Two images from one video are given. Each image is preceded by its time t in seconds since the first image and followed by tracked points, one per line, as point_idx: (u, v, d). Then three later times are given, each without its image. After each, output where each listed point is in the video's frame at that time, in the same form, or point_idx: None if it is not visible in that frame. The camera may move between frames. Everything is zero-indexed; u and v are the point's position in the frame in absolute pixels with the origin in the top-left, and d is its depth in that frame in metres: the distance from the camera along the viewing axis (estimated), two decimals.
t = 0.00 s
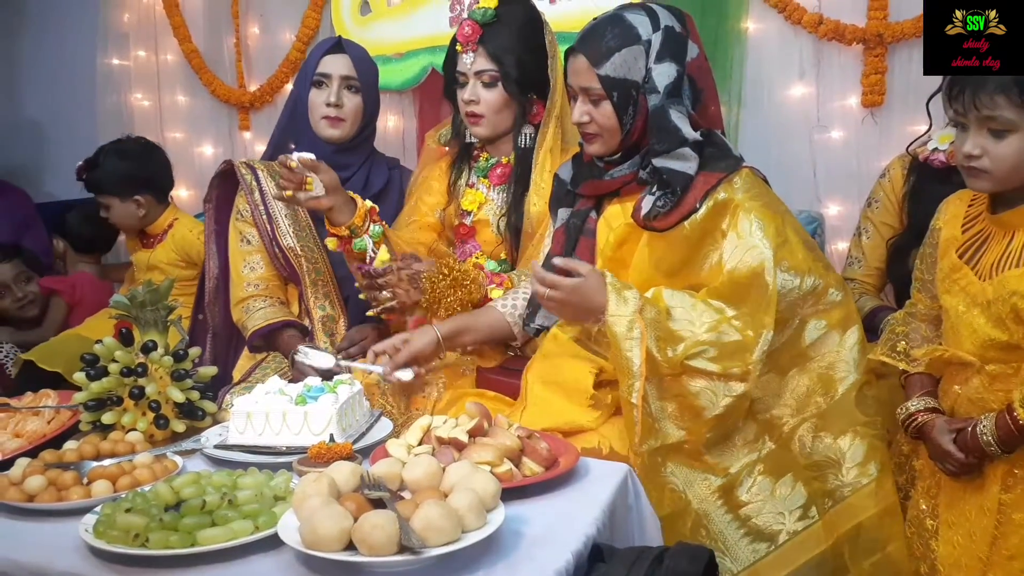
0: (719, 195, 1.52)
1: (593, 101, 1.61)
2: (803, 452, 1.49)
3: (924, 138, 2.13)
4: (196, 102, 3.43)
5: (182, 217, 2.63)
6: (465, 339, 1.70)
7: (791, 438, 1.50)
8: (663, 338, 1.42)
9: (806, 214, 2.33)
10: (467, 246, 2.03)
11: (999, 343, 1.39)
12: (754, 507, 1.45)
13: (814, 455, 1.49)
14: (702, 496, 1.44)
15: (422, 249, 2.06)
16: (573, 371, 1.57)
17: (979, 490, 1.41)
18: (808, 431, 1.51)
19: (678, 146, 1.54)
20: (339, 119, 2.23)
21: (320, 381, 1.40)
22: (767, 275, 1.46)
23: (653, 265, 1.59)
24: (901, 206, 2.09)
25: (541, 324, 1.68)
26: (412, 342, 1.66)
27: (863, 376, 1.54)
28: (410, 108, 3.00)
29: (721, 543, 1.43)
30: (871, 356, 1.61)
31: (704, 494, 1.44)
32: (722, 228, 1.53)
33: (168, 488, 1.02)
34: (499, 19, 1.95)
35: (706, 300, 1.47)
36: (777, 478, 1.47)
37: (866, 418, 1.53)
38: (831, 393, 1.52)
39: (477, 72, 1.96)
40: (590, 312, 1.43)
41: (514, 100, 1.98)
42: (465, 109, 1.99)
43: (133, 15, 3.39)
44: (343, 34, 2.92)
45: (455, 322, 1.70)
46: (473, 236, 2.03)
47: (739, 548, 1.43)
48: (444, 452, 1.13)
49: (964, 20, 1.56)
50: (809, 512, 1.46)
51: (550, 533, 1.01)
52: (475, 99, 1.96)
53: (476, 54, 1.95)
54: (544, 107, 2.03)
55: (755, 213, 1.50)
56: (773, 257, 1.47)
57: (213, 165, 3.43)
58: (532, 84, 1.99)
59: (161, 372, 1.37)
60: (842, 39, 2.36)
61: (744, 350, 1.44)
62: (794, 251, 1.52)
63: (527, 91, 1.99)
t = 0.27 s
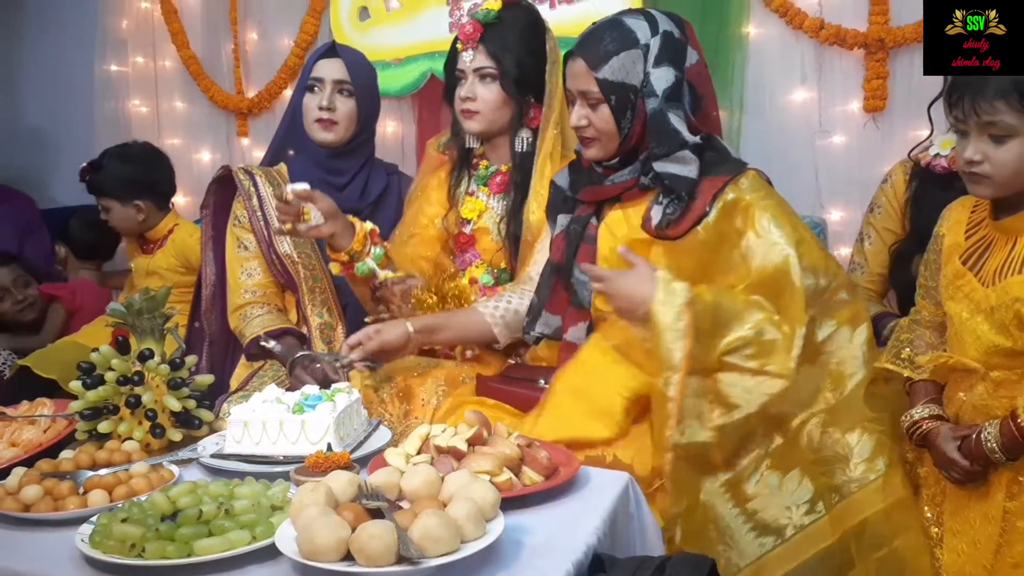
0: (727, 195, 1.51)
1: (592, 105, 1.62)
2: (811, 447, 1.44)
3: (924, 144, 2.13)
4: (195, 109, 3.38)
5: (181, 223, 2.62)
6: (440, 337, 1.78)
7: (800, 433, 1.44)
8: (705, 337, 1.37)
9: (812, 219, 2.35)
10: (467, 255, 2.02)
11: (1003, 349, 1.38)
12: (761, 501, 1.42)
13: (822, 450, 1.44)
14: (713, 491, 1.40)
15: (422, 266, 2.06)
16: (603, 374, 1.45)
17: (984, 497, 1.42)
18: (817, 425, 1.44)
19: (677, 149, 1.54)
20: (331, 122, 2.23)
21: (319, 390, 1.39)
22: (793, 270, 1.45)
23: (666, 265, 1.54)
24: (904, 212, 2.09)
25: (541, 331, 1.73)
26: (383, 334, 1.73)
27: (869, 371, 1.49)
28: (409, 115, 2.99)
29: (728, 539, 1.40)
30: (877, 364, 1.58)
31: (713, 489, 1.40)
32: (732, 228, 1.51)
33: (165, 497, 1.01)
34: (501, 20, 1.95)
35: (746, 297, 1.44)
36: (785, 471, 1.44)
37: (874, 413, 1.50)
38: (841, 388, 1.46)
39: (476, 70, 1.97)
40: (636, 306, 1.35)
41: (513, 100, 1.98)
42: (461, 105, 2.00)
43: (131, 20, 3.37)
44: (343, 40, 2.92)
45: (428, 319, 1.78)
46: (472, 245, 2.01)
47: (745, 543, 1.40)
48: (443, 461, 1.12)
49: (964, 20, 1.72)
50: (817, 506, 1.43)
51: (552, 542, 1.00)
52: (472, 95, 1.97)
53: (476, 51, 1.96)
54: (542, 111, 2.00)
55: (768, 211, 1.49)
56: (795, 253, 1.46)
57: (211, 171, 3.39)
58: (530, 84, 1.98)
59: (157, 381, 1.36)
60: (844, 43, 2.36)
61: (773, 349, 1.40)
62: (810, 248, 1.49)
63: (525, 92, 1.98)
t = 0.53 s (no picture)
0: (732, 199, 1.53)
1: (587, 109, 1.60)
2: (826, 434, 1.51)
3: (924, 146, 2.14)
4: (197, 115, 3.39)
5: (190, 227, 2.65)
6: (417, 344, 1.70)
7: (814, 423, 1.50)
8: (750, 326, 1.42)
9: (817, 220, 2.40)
10: (467, 262, 2.01)
11: (1005, 352, 1.38)
12: (782, 492, 1.47)
13: (837, 436, 1.51)
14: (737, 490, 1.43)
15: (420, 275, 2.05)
16: (649, 395, 1.42)
17: (986, 499, 1.42)
18: (831, 414, 1.51)
19: (674, 152, 1.55)
20: (331, 127, 2.23)
21: (321, 394, 1.40)
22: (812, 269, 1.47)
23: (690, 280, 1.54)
24: (903, 215, 2.09)
25: (542, 339, 1.71)
26: (356, 341, 1.65)
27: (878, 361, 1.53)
28: (411, 120, 3.01)
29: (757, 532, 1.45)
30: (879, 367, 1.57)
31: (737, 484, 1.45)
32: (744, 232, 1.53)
33: (169, 501, 1.02)
34: (505, 26, 1.97)
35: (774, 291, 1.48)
36: (803, 461, 1.50)
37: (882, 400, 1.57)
38: (848, 374, 1.51)
39: (480, 72, 1.98)
40: (682, 315, 1.39)
41: (515, 104, 1.99)
42: (463, 108, 2.00)
43: (134, 27, 3.39)
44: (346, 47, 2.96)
45: (404, 325, 1.69)
46: (474, 252, 2.01)
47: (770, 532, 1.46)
48: (445, 465, 1.13)
49: (965, 19, 1.81)
50: (835, 491, 1.50)
51: (553, 545, 1.01)
52: (475, 98, 1.97)
53: (480, 55, 1.97)
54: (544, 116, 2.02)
55: (782, 213, 1.50)
56: (814, 251, 1.47)
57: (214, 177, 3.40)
58: (533, 90, 2.00)
59: (161, 386, 1.37)
60: (842, 47, 2.37)
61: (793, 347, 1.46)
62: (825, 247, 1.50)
63: (527, 97, 2.00)
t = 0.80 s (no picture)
0: (727, 212, 1.55)
1: (582, 121, 1.63)
2: (836, 451, 1.47)
3: (921, 159, 2.17)
4: (199, 124, 3.41)
5: (195, 234, 2.67)
6: (390, 358, 1.73)
7: (824, 441, 1.47)
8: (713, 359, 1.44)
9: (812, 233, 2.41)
10: (467, 273, 2.01)
11: (1005, 362, 1.40)
12: (803, 515, 1.44)
13: (846, 451, 1.47)
14: (752, 518, 1.42)
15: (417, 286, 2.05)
16: (638, 419, 1.46)
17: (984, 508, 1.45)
18: (836, 429, 1.47)
19: (667, 165, 1.56)
20: (330, 137, 2.25)
21: (322, 403, 1.40)
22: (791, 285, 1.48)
23: (688, 295, 1.54)
24: (900, 226, 2.11)
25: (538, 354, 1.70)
26: (330, 359, 1.67)
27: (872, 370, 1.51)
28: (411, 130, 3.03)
29: (783, 560, 1.42)
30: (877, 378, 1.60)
31: (755, 514, 1.42)
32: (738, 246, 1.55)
33: (171, 510, 1.03)
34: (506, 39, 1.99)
35: (744, 315, 1.52)
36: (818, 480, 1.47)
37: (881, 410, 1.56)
38: (849, 389, 1.49)
39: (480, 85, 2.00)
40: (637, 357, 1.43)
41: (516, 117, 2.01)
42: (464, 122, 2.02)
43: (137, 37, 3.40)
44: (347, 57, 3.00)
45: (377, 343, 1.72)
46: (473, 263, 2.02)
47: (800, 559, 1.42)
48: (445, 474, 1.13)
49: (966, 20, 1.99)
50: (853, 509, 1.46)
51: (556, 552, 1.02)
52: (475, 111, 2.00)
53: (481, 68, 1.99)
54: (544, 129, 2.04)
55: (766, 227, 1.52)
56: (793, 268, 1.49)
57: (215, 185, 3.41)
58: (533, 102, 2.02)
59: (162, 394, 1.38)
60: (840, 60, 2.39)
61: (783, 366, 1.46)
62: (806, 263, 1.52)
63: (527, 109, 2.02)
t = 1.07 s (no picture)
0: (722, 218, 1.57)
1: (570, 130, 1.63)
2: (838, 454, 1.49)
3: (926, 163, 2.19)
4: (205, 129, 3.42)
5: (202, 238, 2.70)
6: (373, 369, 1.73)
7: (826, 445, 1.49)
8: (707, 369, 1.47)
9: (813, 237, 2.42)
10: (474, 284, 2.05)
11: (1010, 362, 1.41)
12: (809, 520, 1.44)
13: (848, 455, 1.49)
14: (753, 523, 1.42)
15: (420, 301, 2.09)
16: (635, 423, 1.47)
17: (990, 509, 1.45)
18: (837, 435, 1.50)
19: (657, 173, 1.58)
20: (340, 145, 2.28)
21: (328, 406, 1.41)
22: (776, 294, 1.51)
23: (685, 299, 1.56)
24: (904, 230, 2.11)
25: (538, 365, 1.72)
26: (310, 375, 1.69)
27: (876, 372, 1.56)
28: (417, 135, 3.03)
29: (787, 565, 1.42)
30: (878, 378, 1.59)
31: (754, 521, 1.42)
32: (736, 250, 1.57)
33: (179, 512, 1.04)
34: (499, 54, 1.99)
35: (734, 323, 1.53)
36: (822, 484, 1.47)
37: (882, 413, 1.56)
38: (849, 392, 1.54)
39: (479, 104, 2.01)
40: (628, 370, 1.51)
41: (517, 131, 2.02)
42: (466, 140, 2.04)
43: (144, 42, 3.43)
44: (351, 61, 3.05)
45: (357, 358, 1.71)
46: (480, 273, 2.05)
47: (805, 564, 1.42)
48: (451, 477, 1.14)
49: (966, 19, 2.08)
50: (857, 511, 1.45)
51: (559, 554, 1.03)
52: (477, 130, 2.01)
53: (478, 87, 2.00)
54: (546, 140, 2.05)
55: (756, 234, 1.54)
56: (778, 276, 1.52)
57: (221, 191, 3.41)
58: (533, 113, 2.02)
59: (171, 398, 1.38)
60: (844, 65, 2.40)
61: (773, 372, 1.48)
62: (797, 265, 1.56)
63: (527, 122, 2.02)
